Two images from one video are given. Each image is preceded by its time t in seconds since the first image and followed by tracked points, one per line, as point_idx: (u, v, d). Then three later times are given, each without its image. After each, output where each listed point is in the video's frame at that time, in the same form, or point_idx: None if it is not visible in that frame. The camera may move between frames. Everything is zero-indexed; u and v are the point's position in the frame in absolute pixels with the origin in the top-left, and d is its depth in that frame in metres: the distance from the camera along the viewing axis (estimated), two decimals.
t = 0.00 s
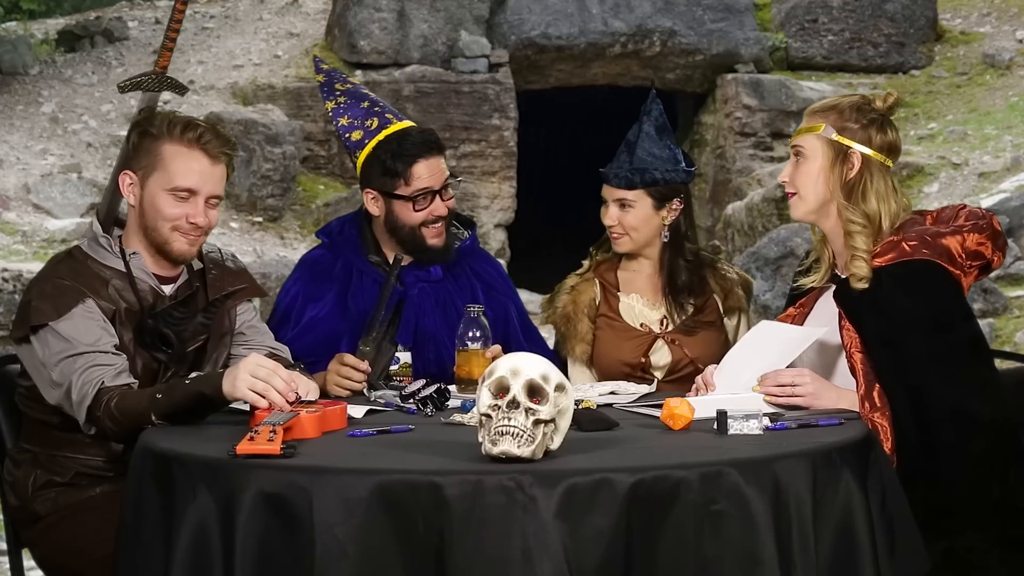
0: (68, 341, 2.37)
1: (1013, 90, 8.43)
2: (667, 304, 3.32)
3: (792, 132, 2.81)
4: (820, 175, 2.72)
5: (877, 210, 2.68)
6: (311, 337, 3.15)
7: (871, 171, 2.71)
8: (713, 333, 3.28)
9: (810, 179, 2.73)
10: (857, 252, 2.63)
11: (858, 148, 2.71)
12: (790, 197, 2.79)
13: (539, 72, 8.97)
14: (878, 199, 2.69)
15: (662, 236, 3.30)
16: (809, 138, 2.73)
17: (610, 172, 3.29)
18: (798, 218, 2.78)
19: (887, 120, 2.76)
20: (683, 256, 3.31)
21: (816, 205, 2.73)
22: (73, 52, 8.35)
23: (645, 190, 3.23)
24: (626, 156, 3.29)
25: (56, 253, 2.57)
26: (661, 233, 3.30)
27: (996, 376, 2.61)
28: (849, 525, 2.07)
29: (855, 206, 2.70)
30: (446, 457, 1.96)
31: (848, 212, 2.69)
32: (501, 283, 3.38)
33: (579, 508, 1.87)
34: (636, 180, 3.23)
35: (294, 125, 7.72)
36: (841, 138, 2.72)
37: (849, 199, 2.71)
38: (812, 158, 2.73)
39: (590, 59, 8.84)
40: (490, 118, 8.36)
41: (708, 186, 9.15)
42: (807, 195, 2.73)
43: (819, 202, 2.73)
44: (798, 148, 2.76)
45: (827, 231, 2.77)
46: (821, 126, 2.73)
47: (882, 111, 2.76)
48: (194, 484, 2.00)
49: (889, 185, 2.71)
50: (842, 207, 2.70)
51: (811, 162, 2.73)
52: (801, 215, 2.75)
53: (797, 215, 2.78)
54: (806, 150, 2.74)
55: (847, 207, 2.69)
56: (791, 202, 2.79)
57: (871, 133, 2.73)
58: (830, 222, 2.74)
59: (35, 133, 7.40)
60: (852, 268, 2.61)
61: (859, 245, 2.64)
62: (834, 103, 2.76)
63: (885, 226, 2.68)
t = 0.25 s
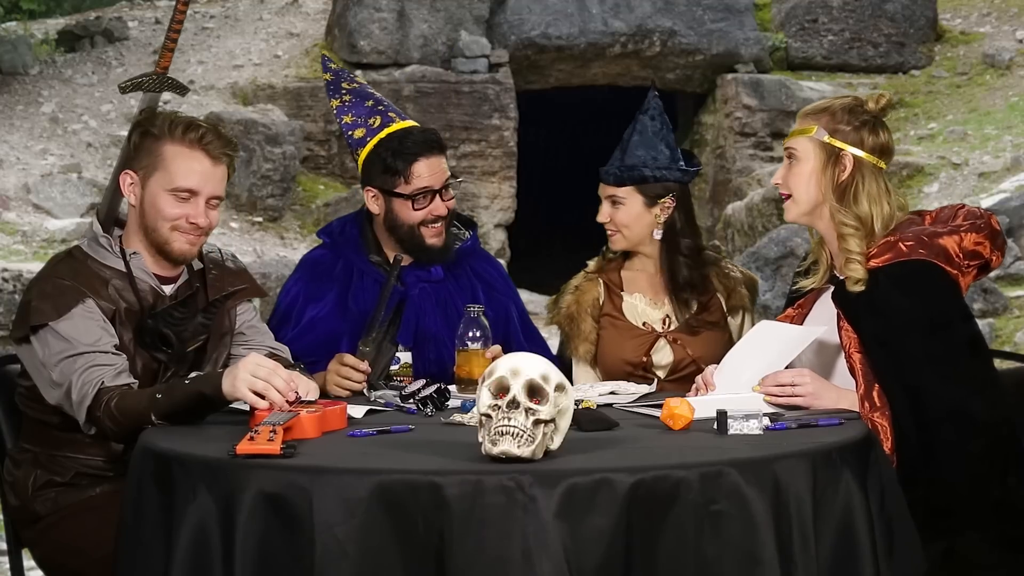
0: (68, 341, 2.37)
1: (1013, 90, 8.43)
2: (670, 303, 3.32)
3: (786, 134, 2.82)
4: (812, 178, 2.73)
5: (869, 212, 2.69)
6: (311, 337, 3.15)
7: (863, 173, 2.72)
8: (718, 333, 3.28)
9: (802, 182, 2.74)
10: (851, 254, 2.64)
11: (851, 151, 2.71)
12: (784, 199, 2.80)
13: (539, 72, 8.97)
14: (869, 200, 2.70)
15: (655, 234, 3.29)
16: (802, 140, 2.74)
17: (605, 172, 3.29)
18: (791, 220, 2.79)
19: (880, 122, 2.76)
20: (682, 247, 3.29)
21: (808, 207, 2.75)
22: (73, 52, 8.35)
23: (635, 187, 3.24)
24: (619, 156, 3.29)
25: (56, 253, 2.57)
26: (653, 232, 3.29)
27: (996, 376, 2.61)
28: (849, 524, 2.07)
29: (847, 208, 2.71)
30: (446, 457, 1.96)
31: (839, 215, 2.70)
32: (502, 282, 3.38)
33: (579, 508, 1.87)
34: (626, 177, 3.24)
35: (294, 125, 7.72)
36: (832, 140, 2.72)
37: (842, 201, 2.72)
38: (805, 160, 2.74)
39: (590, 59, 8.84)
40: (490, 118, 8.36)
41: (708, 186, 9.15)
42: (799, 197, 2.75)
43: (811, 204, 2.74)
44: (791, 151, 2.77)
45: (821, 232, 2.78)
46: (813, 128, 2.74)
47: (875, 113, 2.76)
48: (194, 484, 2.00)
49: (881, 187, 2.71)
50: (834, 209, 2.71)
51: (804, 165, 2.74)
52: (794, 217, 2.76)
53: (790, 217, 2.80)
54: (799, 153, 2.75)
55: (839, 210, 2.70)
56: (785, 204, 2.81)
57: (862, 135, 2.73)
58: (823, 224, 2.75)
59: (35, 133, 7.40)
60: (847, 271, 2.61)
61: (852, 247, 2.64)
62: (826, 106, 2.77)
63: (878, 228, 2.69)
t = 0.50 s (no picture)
0: (67, 341, 2.37)
1: (1013, 90, 8.43)
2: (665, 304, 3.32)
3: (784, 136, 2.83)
4: (810, 180, 2.74)
5: (868, 213, 2.69)
6: (311, 337, 3.15)
7: (862, 174, 2.72)
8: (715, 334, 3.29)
9: (801, 184, 2.75)
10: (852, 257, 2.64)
11: (848, 151, 2.72)
12: (783, 201, 2.81)
13: (539, 72, 8.97)
14: (868, 201, 2.69)
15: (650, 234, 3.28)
16: (799, 142, 2.75)
17: (603, 172, 3.30)
18: (791, 222, 2.80)
19: (877, 121, 2.77)
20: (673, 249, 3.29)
21: (807, 209, 2.75)
22: (73, 52, 8.35)
23: (631, 186, 3.24)
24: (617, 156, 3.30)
25: (56, 253, 2.57)
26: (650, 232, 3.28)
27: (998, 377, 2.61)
28: (849, 524, 2.07)
29: (847, 210, 2.71)
30: (446, 457, 1.96)
31: (839, 216, 2.70)
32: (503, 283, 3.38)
33: (579, 508, 1.87)
34: (623, 176, 3.24)
35: (294, 124, 7.72)
36: (829, 141, 2.73)
37: (841, 203, 2.72)
38: (802, 162, 2.75)
39: (590, 59, 8.83)
40: (490, 118, 8.36)
41: (708, 186, 9.14)
42: (798, 199, 2.76)
43: (810, 206, 2.75)
44: (788, 152, 2.78)
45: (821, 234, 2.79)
46: (810, 129, 2.74)
47: (871, 113, 2.76)
48: (194, 484, 2.00)
49: (880, 187, 2.71)
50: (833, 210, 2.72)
51: (801, 167, 2.75)
52: (793, 218, 2.77)
53: (789, 219, 2.80)
54: (796, 154, 2.76)
55: (838, 211, 2.71)
56: (784, 206, 2.81)
57: (859, 136, 2.73)
58: (823, 225, 2.76)
59: (35, 133, 7.40)
60: (848, 272, 2.62)
61: (852, 248, 2.65)
62: (822, 107, 2.78)
63: (878, 229, 2.68)
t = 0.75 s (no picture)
0: (66, 343, 2.38)
1: (1013, 90, 8.43)
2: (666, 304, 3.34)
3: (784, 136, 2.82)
4: (812, 180, 2.74)
5: (868, 213, 2.69)
6: (310, 336, 3.16)
7: (863, 174, 2.72)
8: (715, 334, 3.30)
9: (802, 184, 2.74)
10: (853, 259, 2.64)
11: (848, 151, 2.72)
12: (783, 201, 2.80)
13: (539, 72, 8.96)
14: (869, 201, 2.69)
15: (663, 241, 3.31)
16: (799, 142, 2.75)
17: (609, 182, 3.26)
18: (791, 222, 2.79)
19: (877, 122, 2.78)
20: (687, 256, 3.32)
21: (807, 209, 2.75)
22: (73, 52, 8.35)
23: (645, 200, 3.24)
24: (625, 166, 3.27)
25: (56, 254, 2.57)
26: (661, 238, 3.31)
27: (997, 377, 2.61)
28: (849, 523, 2.07)
29: (848, 210, 2.71)
30: (446, 457, 1.96)
31: (840, 216, 2.70)
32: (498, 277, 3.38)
33: (579, 508, 1.87)
34: (636, 191, 3.23)
35: (294, 125, 7.72)
36: (830, 141, 2.73)
37: (842, 203, 2.72)
38: (803, 162, 2.75)
39: (590, 58, 8.83)
40: (490, 118, 8.35)
41: (708, 186, 9.14)
42: (799, 199, 2.75)
43: (810, 205, 2.74)
44: (789, 152, 2.78)
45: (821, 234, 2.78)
46: (811, 129, 2.74)
47: (870, 113, 2.77)
48: (194, 484, 2.00)
49: (881, 187, 2.71)
50: (834, 210, 2.71)
51: (802, 166, 2.75)
52: (793, 218, 2.76)
53: (789, 219, 2.79)
54: (797, 154, 2.76)
55: (840, 211, 2.70)
56: (784, 205, 2.80)
57: (860, 136, 2.74)
58: (823, 225, 2.76)
59: (35, 134, 7.40)
60: (847, 273, 2.62)
61: (852, 249, 2.65)
62: (822, 107, 2.78)
63: (878, 230, 2.68)
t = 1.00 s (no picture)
0: (66, 344, 2.38)
1: (1013, 90, 8.43)
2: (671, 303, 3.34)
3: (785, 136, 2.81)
4: (813, 181, 2.73)
5: (872, 215, 2.70)
6: (306, 336, 3.15)
7: (865, 176, 2.72)
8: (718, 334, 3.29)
9: (803, 185, 2.74)
10: (853, 259, 2.64)
11: (849, 153, 2.73)
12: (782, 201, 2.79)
13: (539, 72, 8.96)
14: (872, 203, 2.70)
15: (670, 239, 3.34)
16: (801, 143, 2.74)
17: (619, 181, 3.29)
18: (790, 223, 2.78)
19: (878, 122, 2.78)
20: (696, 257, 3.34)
21: (808, 209, 2.74)
22: (73, 52, 8.34)
23: (655, 198, 3.26)
24: (634, 164, 3.30)
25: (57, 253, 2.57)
26: (668, 235, 3.34)
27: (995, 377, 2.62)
28: (848, 523, 2.08)
29: (850, 212, 2.71)
30: (446, 457, 1.96)
31: (842, 217, 2.70)
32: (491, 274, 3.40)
33: (579, 508, 1.87)
34: (646, 189, 3.25)
35: (294, 125, 7.72)
36: (833, 142, 2.73)
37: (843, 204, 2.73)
38: (806, 162, 2.74)
39: (590, 58, 8.82)
40: (490, 118, 8.35)
41: (708, 186, 9.13)
42: (799, 199, 2.74)
43: (812, 206, 2.74)
44: (790, 153, 2.77)
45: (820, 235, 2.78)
46: (812, 130, 2.74)
47: (871, 113, 2.77)
48: (194, 484, 2.00)
49: (883, 189, 2.72)
50: (835, 212, 2.71)
51: (804, 167, 2.74)
52: (792, 218, 2.75)
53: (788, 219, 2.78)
54: (798, 155, 2.75)
55: (841, 212, 2.71)
56: (783, 206, 2.80)
57: (863, 137, 2.74)
58: (824, 225, 2.76)
59: (35, 134, 7.40)
60: (847, 273, 2.62)
61: (854, 250, 2.65)
62: (825, 107, 2.77)
63: (880, 230, 2.69)
